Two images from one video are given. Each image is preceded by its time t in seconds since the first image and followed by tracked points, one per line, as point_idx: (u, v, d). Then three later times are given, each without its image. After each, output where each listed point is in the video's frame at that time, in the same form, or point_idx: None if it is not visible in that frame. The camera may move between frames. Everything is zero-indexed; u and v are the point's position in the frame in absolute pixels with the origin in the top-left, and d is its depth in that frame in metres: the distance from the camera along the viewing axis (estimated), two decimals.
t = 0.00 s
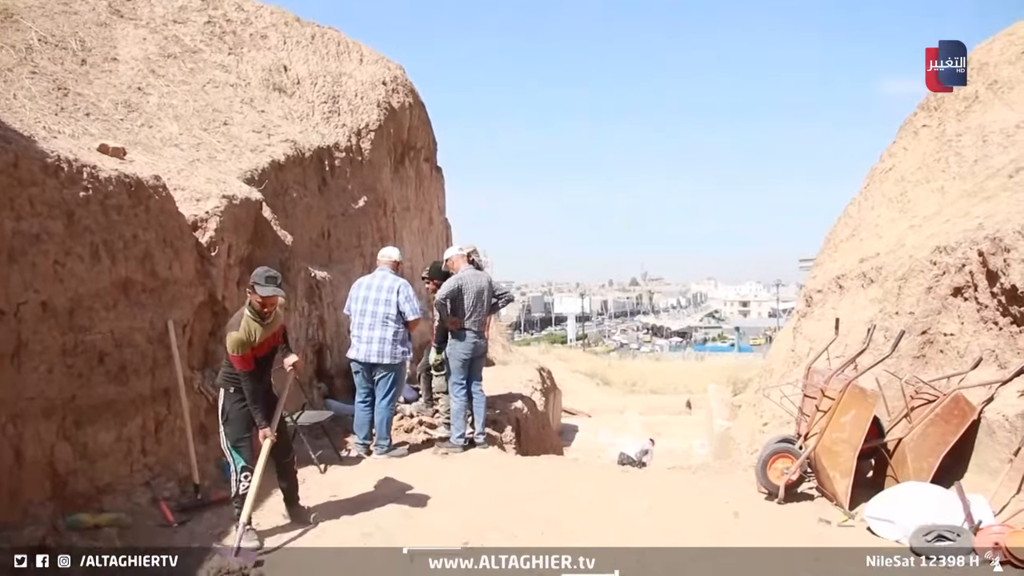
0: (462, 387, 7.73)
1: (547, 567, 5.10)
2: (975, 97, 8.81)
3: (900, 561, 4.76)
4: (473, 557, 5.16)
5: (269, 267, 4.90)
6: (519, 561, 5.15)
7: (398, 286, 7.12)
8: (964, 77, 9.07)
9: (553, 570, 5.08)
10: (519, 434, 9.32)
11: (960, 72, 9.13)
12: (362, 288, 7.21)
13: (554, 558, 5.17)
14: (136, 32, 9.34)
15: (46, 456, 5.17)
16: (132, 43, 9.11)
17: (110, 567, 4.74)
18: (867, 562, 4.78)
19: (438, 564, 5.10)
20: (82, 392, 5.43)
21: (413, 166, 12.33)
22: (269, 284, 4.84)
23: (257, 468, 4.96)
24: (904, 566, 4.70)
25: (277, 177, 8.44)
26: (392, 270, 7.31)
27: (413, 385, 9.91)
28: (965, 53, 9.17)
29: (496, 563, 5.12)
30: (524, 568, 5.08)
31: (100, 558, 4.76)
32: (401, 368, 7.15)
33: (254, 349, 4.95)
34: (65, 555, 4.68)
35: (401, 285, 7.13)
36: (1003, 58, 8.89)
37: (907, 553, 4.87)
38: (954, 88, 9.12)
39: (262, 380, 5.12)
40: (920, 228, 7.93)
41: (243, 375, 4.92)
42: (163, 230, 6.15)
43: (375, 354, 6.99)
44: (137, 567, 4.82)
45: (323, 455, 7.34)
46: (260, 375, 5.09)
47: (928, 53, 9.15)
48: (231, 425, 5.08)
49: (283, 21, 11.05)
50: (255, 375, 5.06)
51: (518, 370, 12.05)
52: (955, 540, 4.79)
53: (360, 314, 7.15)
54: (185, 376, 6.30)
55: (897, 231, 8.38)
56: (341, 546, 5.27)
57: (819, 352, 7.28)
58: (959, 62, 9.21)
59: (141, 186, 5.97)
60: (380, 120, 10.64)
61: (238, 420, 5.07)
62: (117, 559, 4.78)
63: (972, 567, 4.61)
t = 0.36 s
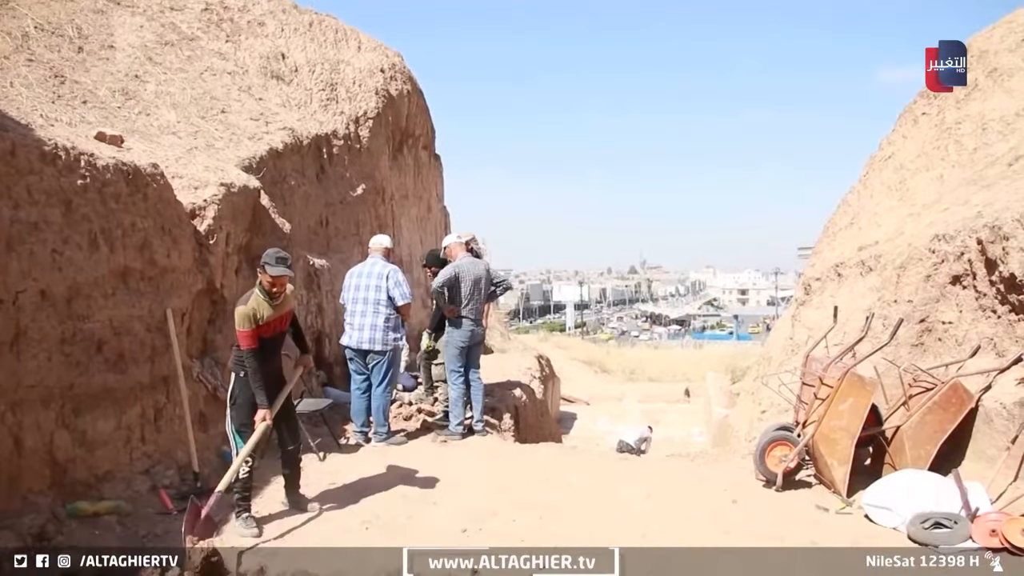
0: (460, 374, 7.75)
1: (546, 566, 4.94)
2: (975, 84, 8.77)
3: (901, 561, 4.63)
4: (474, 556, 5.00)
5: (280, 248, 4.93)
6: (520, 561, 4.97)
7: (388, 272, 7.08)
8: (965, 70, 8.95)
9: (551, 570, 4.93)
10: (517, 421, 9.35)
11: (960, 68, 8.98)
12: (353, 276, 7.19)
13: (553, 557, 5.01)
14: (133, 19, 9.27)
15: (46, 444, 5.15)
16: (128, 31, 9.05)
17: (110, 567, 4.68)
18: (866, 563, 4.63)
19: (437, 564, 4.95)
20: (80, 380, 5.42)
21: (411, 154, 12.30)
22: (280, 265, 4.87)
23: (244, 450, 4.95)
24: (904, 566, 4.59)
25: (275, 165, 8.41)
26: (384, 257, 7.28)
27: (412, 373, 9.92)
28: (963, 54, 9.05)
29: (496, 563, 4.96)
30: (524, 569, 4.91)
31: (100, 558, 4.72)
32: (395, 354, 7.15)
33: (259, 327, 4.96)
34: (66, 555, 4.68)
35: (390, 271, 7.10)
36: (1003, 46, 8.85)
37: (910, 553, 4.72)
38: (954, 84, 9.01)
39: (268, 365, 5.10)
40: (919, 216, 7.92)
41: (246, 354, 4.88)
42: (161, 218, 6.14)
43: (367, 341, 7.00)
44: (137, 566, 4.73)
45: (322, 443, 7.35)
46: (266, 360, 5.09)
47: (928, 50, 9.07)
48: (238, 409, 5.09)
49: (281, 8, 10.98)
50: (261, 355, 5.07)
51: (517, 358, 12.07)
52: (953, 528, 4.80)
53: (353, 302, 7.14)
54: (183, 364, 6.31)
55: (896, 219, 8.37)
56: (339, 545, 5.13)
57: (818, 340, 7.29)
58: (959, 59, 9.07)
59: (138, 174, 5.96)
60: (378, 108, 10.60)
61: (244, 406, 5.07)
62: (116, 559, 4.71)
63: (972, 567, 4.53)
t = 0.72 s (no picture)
0: (459, 362, 7.77)
1: (548, 567, 4.70)
2: (975, 71, 8.73)
3: (902, 562, 4.49)
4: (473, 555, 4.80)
5: (301, 235, 5.08)
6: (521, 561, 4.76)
7: (385, 259, 7.06)
8: (965, 69, 8.83)
9: (554, 570, 4.68)
10: (517, 409, 9.38)
11: (960, 68, 8.85)
12: (350, 264, 7.15)
13: (552, 557, 4.78)
14: (131, 6, 9.21)
15: (46, 432, 5.15)
16: (126, 18, 9.00)
17: (110, 568, 4.56)
18: (866, 563, 4.50)
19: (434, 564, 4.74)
20: (80, 368, 5.42)
21: (410, 141, 12.26)
22: (301, 249, 5.01)
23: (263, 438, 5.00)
24: (904, 566, 4.46)
25: (274, 153, 8.39)
26: (380, 244, 7.25)
27: (411, 360, 9.93)
28: (965, 52, 8.97)
29: (496, 563, 4.73)
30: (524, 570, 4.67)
31: (100, 558, 4.59)
32: (392, 342, 7.15)
33: (278, 310, 5.05)
34: (65, 555, 4.55)
35: (387, 258, 7.06)
36: (1004, 32, 8.82)
37: (910, 553, 4.57)
38: (953, 84, 8.88)
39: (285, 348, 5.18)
40: (919, 203, 7.91)
41: (265, 335, 5.00)
42: (160, 206, 6.13)
43: (363, 328, 7.00)
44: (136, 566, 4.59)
45: (321, 430, 7.36)
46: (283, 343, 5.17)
47: (928, 50, 8.97)
48: (255, 394, 5.17)
49: None
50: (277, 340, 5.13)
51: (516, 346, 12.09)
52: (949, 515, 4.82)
53: (349, 290, 7.12)
54: (183, 352, 6.32)
55: (896, 207, 8.36)
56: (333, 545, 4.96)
57: (817, 328, 7.30)
58: (959, 58, 8.95)
59: (136, 162, 5.93)
60: (377, 95, 10.57)
61: (262, 390, 5.15)
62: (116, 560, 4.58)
63: (973, 567, 4.40)
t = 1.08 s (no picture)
0: (458, 348, 7.78)
1: (546, 567, 4.60)
2: (976, 58, 8.69)
3: (903, 561, 4.34)
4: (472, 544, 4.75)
5: (302, 216, 5.09)
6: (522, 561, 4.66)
7: (386, 247, 7.05)
8: (965, 73, 8.69)
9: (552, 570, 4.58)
10: (516, 395, 9.40)
11: (960, 68, 8.77)
12: (351, 250, 7.14)
13: (554, 557, 4.66)
14: None
15: (46, 419, 5.15)
16: (123, 4, 8.94)
17: (110, 567, 4.48)
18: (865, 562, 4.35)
19: (435, 564, 4.65)
20: (80, 355, 5.42)
21: (410, 128, 12.22)
22: (301, 232, 5.02)
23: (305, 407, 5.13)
24: (905, 566, 4.30)
25: (273, 140, 8.36)
26: (381, 232, 7.21)
27: (411, 347, 9.95)
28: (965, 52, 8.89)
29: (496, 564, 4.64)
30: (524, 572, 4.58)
31: (99, 559, 4.52)
32: (392, 329, 7.16)
33: (282, 291, 5.13)
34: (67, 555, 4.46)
35: (388, 245, 7.08)
36: (1006, 19, 8.77)
37: (909, 552, 4.42)
38: (953, 84, 8.76)
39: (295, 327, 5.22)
40: (919, 190, 7.91)
41: (272, 316, 5.10)
42: (158, 193, 6.12)
43: (365, 316, 6.99)
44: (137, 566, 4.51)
45: (321, 417, 7.38)
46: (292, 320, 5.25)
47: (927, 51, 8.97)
48: (269, 369, 5.19)
49: None
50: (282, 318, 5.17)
51: (515, 333, 12.11)
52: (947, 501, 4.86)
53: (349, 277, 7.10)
54: (182, 339, 6.32)
55: (896, 194, 8.35)
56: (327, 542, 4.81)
57: (816, 315, 7.31)
58: (959, 58, 8.89)
59: (135, 149, 5.92)
60: (376, 82, 10.52)
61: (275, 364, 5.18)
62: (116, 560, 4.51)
63: (973, 567, 4.30)
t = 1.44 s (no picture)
0: (458, 334, 7.79)
1: (545, 568, 4.40)
2: (978, 44, 8.63)
3: (902, 561, 4.17)
4: (473, 529, 4.77)
5: (287, 202, 5.03)
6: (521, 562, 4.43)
7: (391, 234, 7.05)
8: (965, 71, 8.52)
9: (552, 571, 4.38)
10: (516, 382, 9.43)
11: (960, 69, 8.56)
12: (355, 236, 7.14)
13: (552, 557, 4.47)
14: None
15: (46, 406, 5.15)
16: None
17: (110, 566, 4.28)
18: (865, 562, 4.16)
19: (435, 563, 4.42)
20: (80, 342, 5.42)
21: (409, 113, 12.18)
22: (286, 219, 4.97)
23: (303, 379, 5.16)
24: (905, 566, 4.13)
25: (272, 126, 8.32)
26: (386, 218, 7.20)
27: (411, 334, 9.96)
28: (965, 53, 8.74)
29: (497, 564, 4.43)
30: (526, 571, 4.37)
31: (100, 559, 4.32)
32: (395, 316, 7.17)
33: (275, 279, 5.13)
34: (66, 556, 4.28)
35: (393, 233, 7.07)
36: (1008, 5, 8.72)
37: (909, 552, 4.26)
38: (953, 84, 8.59)
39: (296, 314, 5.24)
40: (920, 176, 7.89)
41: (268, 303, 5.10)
42: (157, 179, 6.12)
43: (368, 302, 6.98)
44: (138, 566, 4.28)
45: (321, 403, 7.39)
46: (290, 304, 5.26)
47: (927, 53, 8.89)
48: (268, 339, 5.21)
49: None
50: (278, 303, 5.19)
51: (515, 319, 12.12)
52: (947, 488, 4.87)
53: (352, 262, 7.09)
54: (182, 325, 6.32)
55: (896, 180, 8.34)
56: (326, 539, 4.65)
57: (816, 301, 7.32)
58: (959, 59, 8.73)
59: (133, 135, 5.91)
60: (375, 68, 10.48)
61: (273, 335, 5.20)
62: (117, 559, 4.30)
63: (973, 567, 4.15)
